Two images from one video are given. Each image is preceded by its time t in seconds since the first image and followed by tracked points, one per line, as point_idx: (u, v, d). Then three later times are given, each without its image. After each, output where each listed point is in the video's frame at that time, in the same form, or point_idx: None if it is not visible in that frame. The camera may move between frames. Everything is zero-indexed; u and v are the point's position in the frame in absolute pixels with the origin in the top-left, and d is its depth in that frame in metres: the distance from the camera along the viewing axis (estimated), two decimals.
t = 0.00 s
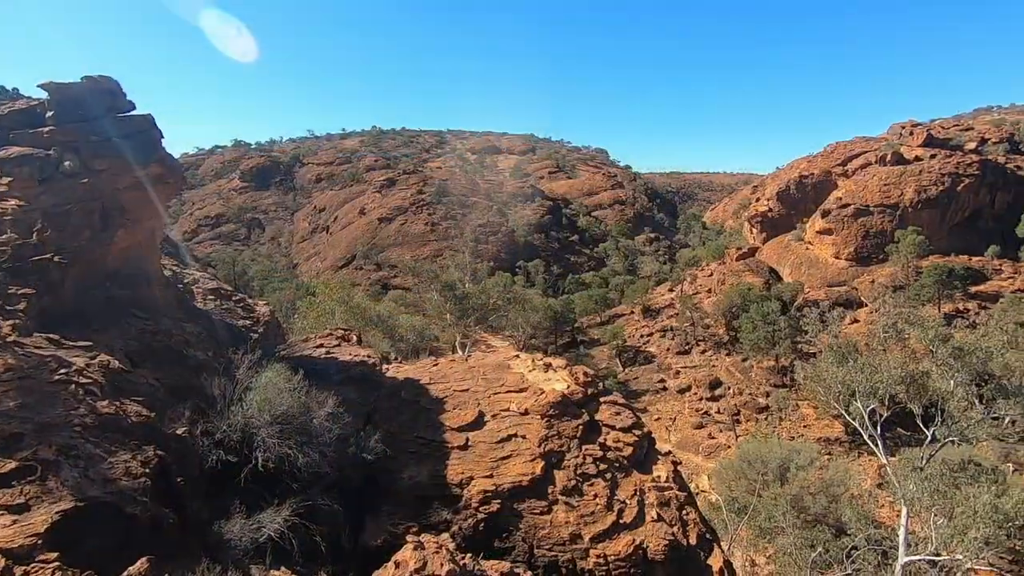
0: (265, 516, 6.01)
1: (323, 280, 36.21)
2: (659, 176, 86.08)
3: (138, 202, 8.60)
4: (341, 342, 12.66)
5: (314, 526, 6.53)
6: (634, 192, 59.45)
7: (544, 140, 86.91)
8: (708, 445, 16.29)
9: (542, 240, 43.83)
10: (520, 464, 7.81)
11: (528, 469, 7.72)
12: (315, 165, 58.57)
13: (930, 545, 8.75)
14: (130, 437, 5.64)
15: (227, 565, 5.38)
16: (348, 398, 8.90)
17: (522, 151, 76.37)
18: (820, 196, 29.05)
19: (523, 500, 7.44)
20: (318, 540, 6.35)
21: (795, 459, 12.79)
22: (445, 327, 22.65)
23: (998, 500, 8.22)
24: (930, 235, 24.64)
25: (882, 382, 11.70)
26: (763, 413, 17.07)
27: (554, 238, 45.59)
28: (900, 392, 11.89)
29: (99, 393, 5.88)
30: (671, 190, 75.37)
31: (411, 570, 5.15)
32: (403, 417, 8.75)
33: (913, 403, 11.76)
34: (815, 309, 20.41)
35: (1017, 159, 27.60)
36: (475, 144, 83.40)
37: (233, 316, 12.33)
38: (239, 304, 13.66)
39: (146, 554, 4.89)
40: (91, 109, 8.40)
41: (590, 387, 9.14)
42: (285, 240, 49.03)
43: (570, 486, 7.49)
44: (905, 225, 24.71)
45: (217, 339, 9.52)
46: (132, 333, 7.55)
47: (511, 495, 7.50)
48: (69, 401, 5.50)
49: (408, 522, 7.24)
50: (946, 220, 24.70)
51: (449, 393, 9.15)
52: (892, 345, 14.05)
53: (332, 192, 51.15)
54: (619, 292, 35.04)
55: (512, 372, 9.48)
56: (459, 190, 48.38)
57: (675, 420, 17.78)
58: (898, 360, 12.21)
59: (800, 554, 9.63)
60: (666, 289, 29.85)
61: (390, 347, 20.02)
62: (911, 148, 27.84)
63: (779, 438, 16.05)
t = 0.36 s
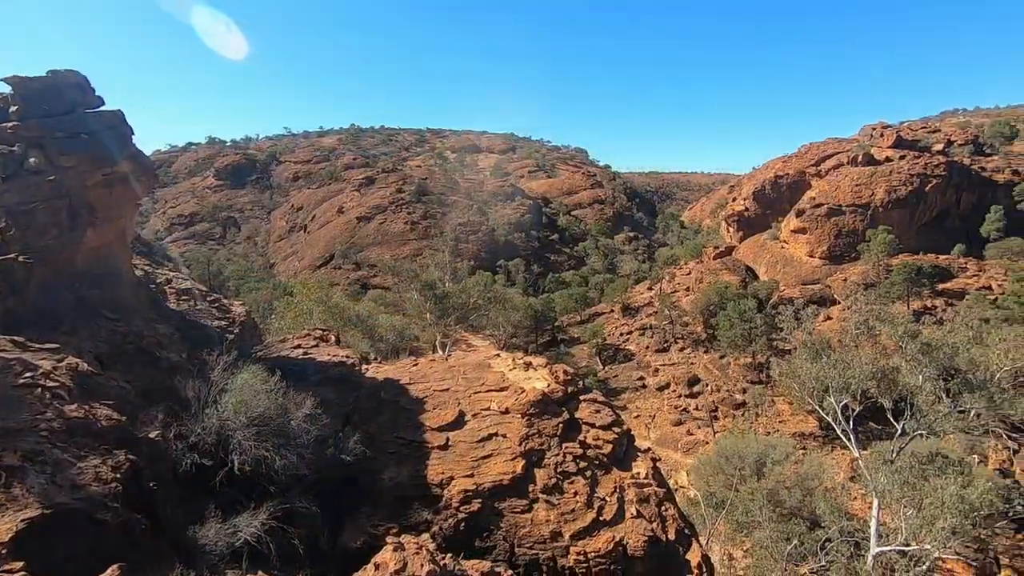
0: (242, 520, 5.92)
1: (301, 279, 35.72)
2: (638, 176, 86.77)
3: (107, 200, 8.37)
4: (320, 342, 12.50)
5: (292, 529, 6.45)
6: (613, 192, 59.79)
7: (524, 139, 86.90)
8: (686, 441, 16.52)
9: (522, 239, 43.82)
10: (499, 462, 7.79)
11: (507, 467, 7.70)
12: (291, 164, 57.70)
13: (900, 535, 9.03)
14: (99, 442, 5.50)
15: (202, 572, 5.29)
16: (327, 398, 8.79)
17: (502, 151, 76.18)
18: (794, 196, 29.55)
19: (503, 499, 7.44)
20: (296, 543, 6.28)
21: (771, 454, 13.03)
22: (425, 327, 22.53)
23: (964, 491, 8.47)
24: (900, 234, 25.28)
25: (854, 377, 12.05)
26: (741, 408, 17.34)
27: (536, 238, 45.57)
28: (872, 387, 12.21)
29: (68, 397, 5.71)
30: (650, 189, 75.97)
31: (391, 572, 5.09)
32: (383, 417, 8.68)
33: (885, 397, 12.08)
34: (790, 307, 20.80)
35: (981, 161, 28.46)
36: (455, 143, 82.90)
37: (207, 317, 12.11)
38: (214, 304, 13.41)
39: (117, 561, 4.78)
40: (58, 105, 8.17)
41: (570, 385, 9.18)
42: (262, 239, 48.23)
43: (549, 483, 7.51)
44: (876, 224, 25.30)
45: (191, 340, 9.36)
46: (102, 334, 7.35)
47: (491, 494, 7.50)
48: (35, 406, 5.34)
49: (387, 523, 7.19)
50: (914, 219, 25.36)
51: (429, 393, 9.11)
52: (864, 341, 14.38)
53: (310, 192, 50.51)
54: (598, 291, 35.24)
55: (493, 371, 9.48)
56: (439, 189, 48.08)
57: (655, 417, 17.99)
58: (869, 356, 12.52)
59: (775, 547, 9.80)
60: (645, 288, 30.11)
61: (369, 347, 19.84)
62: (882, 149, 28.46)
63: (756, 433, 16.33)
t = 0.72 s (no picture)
0: (219, 522, 5.83)
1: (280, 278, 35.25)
2: (620, 175, 87.28)
3: (76, 197, 8.13)
4: (299, 342, 12.34)
5: (272, 531, 6.36)
6: (595, 190, 60.08)
7: (506, 137, 86.81)
8: (667, 437, 16.70)
9: (505, 237, 43.81)
10: (482, 460, 7.79)
11: (490, 465, 7.70)
12: (270, 162, 56.87)
13: (875, 526, 9.24)
14: (71, 446, 5.36)
15: None
16: (307, 399, 8.69)
17: (484, 149, 75.97)
18: (772, 194, 29.99)
19: (486, 496, 7.45)
20: (276, 545, 6.20)
21: (750, 448, 13.24)
22: (408, 325, 22.42)
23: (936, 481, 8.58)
24: (874, 231, 25.85)
25: (830, 372, 12.27)
26: (721, 403, 17.59)
27: (519, 236, 45.56)
28: (847, 381, 12.46)
29: (38, 400, 5.58)
30: (631, 187, 76.49)
31: (373, 572, 5.07)
32: (364, 417, 8.61)
33: (859, 391, 12.35)
34: (769, 304, 21.21)
35: (951, 160, 29.23)
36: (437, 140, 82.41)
37: (184, 317, 11.88)
38: (191, 304, 13.15)
39: (92, 566, 4.69)
40: (28, 97, 7.91)
41: (553, 383, 9.20)
42: (240, 238, 47.45)
43: (532, 480, 7.54)
44: (851, 222, 25.80)
45: (167, 341, 9.17)
46: (73, 335, 7.16)
47: (474, 492, 7.50)
48: (3, 410, 5.20)
49: (369, 523, 7.13)
50: (888, 217, 25.94)
51: (411, 392, 9.05)
52: (839, 336, 14.68)
53: (290, 190, 49.85)
54: (581, 289, 35.39)
55: (475, 369, 9.46)
56: (420, 187, 47.78)
57: (637, 413, 18.14)
58: (845, 351, 12.76)
59: (755, 539, 9.88)
60: (627, 285, 30.32)
61: (351, 347, 19.67)
62: (856, 148, 29.02)
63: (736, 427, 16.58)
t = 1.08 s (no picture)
0: (200, 524, 5.75)
1: (261, 276, 34.79)
2: (604, 172, 87.64)
3: (47, 193, 8.01)
4: (281, 340, 12.19)
5: (254, 531, 6.27)
6: (579, 186, 60.26)
7: (490, 134, 86.60)
8: (651, 432, 16.86)
9: (488, 234, 43.77)
10: (467, 457, 7.77)
11: (475, 462, 7.70)
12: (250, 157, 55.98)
13: (852, 516, 9.43)
14: (46, 448, 5.26)
15: None
16: (289, 398, 8.60)
17: (468, 146, 75.69)
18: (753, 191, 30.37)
19: (471, 493, 7.45)
20: (258, 546, 6.11)
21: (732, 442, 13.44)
22: (391, 322, 22.30)
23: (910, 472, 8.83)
24: (851, 228, 26.33)
25: (809, 366, 12.48)
26: (703, 398, 17.79)
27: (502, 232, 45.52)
28: (826, 374, 12.68)
29: (9, 402, 5.50)
30: (615, 184, 76.88)
31: (357, 571, 5.03)
32: (347, 415, 8.55)
33: (838, 384, 12.59)
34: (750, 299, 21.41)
35: (925, 158, 29.89)
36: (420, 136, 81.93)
37: (162, 316, 11.65)
38: (169, 302, 12.90)
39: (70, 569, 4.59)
40: None
41: (537, 379, 9.22)
42: (219, 235, 46.69)
43: (516, 477, 7.55)
44: (829, 218, 26.25)
45: (144, 340, 9.00)
46: (46, 336, 7.01)
47: (459, 488, 7.49)
48: None
49: (353, 522, 7.10)
50: (865, 213, 26.44)
51: (395, 390, 9.00)
52: (818, 331, 14.93)
53: (270, 186, 49.16)
54: (565, 285, 35.47)
55: (459, 366, 9.44)
56: (404, 183, 47.48)
57: (620, 408, 18.28)
58: (824, 345, 12.98)
59: (736, 531, 10.01)
60: (611, 282, 30.50)
61: (333, 345, 19.50)
62: (834, 146, 29.52)
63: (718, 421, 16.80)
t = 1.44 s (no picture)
0: (179, 527, 5.67)
1: (241, 275, 34.29)
2: (587, 169, 87.99)
3: (16, 191, 7.77)
4: (262, 339, 12.02)
5: (235, 533, 6.18)
6: (562, 184, 60.42)
7: (473, 132, 86.39)
8: (635, 428, 17.01)
9: (472, 232, 43.67)
10: (452, 455, 7.76)
11: (460, 460, 7.69)
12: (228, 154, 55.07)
13: (830, 508, 9.64)
14: (19, 453, 5.14)
15: None
16: (270, 398, 8.50)
17: (450, 144, 75.37)
18: (733, 188, 30.73)
19: (455, 491, 7.43)
20: (240, 548, 6.03)
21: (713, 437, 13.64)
22: (375, 321, 22.14)
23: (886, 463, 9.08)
24: (829, 224, 26.79)
25: (788, 361, 12.68)
26: (686, 393, 17.99)
27: (485, 229, 45.44)
28: (805, 368, 12.90)
29: None
30: (597, 182, 77.19)
31: (340, 571, 5.00)
32: (330, 415, 8.48)
33: (816, 378, 12.83)
34: (731, 295, 21.66)
35: (900, 156, 30.51)
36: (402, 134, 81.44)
37: (138, 316, 11.41)
38: (145, 302, 12.63)
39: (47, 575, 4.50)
40: None
41: (520, 376, 9.23)
42: (198, 233, 45.91)
43: (501, 474, 7.56)
44: (808, 215, 26.68)
45: (120, 341, 8.81)
46: (17, 338, 6.83)
47: (444, 487, 7.48)
48: None
49: (337, 522, 7.06)
50: (842, 210, 26.93)
51: (378, 389, 8.95)
52: (797, 325, 15.18)
53: (249, 183, 48.41)
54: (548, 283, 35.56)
55: (443, 365, 9.41)
56: (386, 181, 47.13)
57: (604, 404, 18.41)
58: (803, 340, 13.21)
59: (718, 524, 10.17)
60: (594, 279, 30.64)
61: (316, 344, 19.31)
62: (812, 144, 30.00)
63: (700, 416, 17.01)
